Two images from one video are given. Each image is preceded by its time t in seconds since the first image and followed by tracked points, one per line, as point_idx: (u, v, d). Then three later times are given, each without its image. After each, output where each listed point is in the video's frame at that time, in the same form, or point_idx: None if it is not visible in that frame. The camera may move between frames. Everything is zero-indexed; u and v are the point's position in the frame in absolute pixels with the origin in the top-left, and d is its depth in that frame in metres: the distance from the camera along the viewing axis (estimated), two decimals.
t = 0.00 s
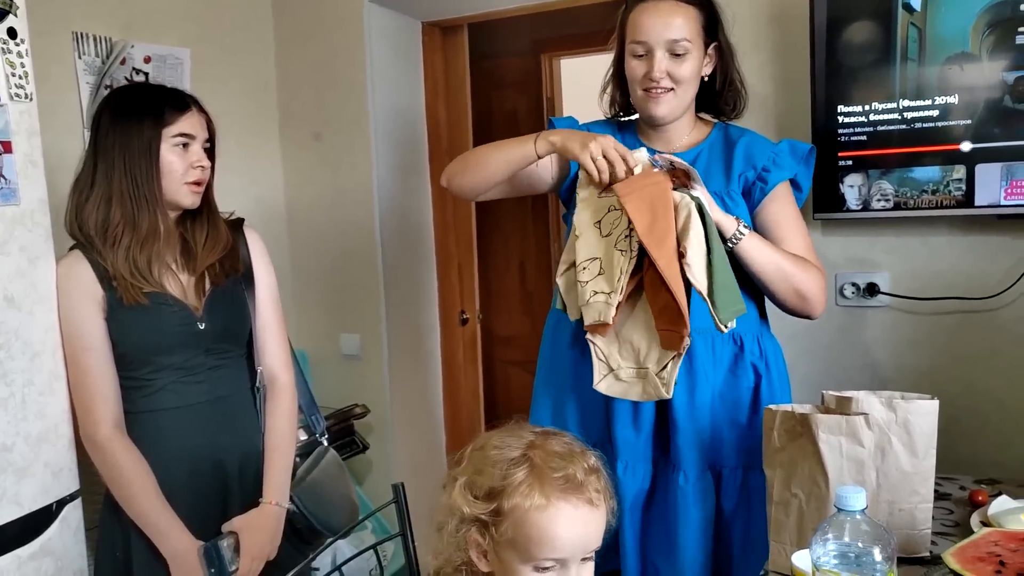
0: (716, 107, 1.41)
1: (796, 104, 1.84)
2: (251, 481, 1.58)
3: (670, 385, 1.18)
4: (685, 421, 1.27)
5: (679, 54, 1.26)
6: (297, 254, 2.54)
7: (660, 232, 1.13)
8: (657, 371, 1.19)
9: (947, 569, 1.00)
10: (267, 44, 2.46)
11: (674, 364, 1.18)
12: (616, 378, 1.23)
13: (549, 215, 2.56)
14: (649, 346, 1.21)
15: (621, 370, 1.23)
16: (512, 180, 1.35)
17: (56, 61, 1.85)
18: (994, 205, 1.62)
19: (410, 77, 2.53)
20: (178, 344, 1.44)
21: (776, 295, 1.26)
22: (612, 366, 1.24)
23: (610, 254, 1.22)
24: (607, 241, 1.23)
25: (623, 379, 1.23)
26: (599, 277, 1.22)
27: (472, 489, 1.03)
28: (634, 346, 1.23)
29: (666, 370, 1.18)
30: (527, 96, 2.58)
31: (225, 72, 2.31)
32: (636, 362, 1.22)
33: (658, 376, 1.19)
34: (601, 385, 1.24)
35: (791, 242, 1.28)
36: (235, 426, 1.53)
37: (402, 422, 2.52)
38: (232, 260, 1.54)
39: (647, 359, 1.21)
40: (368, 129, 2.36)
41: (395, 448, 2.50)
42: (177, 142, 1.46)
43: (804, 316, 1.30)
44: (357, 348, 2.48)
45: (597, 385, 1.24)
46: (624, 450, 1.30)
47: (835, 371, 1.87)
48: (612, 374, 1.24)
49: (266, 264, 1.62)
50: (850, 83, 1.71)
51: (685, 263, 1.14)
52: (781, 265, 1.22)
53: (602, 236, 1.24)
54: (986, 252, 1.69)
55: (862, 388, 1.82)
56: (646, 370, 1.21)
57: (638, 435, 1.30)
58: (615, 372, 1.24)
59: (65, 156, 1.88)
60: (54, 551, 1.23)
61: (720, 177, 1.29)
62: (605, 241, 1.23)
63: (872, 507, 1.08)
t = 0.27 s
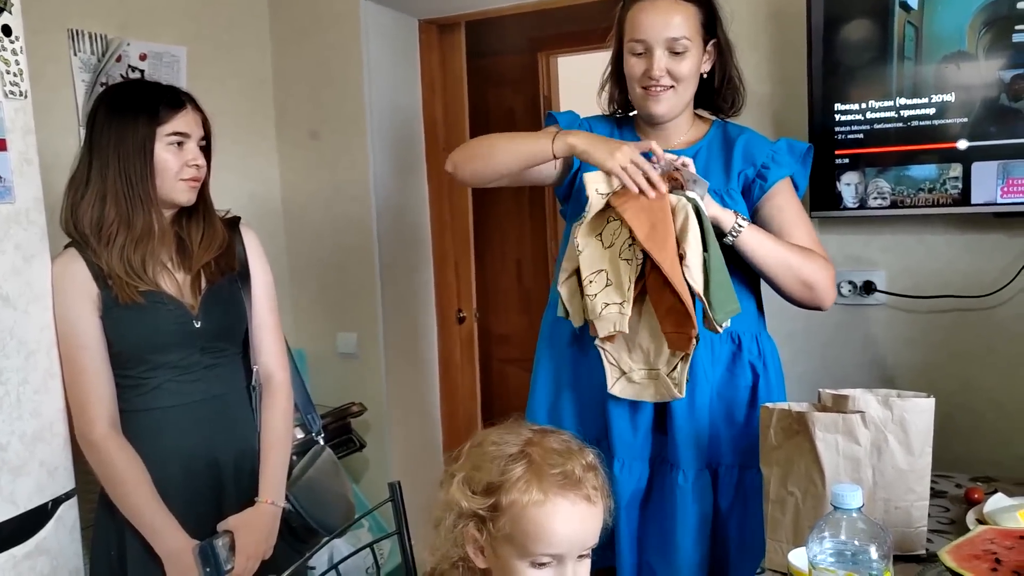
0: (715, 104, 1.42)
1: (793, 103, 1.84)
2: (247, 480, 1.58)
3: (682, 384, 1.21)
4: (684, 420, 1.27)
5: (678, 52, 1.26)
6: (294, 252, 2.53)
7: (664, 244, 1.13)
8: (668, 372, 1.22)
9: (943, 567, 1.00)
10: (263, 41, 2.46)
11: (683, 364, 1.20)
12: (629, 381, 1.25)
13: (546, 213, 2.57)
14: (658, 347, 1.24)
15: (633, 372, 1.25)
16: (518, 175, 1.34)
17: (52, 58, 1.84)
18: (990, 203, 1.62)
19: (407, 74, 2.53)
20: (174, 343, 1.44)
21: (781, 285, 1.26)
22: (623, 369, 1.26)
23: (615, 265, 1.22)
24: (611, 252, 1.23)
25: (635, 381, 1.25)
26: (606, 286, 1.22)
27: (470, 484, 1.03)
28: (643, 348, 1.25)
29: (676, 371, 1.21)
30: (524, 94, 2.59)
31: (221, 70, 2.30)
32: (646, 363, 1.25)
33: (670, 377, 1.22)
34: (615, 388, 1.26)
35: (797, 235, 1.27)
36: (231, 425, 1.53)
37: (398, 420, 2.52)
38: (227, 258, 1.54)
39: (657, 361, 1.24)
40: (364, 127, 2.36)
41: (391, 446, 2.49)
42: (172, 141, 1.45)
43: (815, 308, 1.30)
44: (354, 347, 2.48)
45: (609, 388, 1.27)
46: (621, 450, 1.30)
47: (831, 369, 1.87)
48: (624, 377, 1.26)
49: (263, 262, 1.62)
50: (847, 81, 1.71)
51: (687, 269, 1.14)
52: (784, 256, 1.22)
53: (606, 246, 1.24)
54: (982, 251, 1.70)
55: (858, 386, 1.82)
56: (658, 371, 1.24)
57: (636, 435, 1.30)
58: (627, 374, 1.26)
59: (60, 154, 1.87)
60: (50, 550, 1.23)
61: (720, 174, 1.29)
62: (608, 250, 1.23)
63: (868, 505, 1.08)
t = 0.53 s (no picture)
0: (715, 105, 1.42)
1: (790, 102, 1.84)
2: (245, 480, 1.57)
3: (678, 409, 1.22)
4: (683, 422, 1.27)
5: (680, 51, 1.26)
6: (291, 251, 2.53)
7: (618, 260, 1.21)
8: (664, 397, 1.23)
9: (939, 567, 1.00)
10: (260, 40, 2.45)
11: (680, 389, 1.21)
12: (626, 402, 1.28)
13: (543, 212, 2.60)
14: (656, 369, 1.25)
15: (631, 393, 1.27)
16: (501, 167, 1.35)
17: (47, 57, 1.84)
18: (987, 203, 1.62)
19: (404, 73, 2.53)
20: (171, 344, 1.43)
21: (781, 290, 1.26)
22: (621, 390, 1.28)
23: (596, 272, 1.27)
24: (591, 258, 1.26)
25: (631, 403, 1.27)
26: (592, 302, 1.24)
27: (468, 482, 1.03)
28: (643, 370, 1.27)
29: (673, 396, 1.22)
30: (522, 93, 2.61)
31: (218, 68, 2.29)
32: (643, 385, 1.26)
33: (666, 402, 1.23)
34: (612, 409, 1.28)
35: (796, 241, 1.29)
36: (228, 424, 1.53)
37: (395, 420, 2.51)
38: (224, 258, 1.54)
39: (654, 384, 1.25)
40: (361, 126, 2.36)
41: (389, 446, 2.49)
42: (167, 140, 1.45)
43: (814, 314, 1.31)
44: (351, 346, 2.47)
45: (608, 407, 1.28)
46: (619, 451, 1.30)
47: (828, 369, 1.87)
48: (622, 397, 1.28)
49: (259, 262, 1.61)
50: (844, 81, 1.71)
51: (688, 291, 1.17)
52: (784, 261, 1.23)
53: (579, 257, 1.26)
54: (979, 250, 1.70)
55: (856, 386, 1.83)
56: (654, 394, 1.25)
57: (633, 436, 1.30)
58: (625, 396, 1.28)
59: (57, 153, 1.87)
60: (45, 550, 1.22)
61: (720, 176, 1.29)
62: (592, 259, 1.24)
63: (865, 505, 1.08)
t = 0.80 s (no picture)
0: (716, 109, 1.42)
1: (787, 103, 1.84)
2: (242, 482, 1.57)
3: (682, 417, 1.22)
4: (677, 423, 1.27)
5: (678, 54, 1.25)
6: (287, 253, 2.53)
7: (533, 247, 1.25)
8: (669, 405, 1.23)
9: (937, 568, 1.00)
10: (257, 41, 2.45)
11: (685, 396, 1.21)
12: (626, 412, 1.27)
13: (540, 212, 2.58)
14: (658, 375, 1.25)
15: (631, 403, 1.26)
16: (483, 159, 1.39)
17: (43, 58, 1.83)
18: (983, 204, 1.63)
19: (401, 75, 2.53)
20: (168, 346, 1.43)
21: (772, 297, 1.27)
22: (621, 400, 1.27)
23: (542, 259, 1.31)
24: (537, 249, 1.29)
25: (631, 412, 1.26)
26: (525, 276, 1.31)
27: (454, 475, 1.05)
28: (643, 380, 1.26)
29: (676, 404, 1.22)
30: (518, 94, 2.58)
31: (214, 70, 2.29)
32: (645, 396, 1.26)
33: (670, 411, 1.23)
34: (610, 418, 1.27)
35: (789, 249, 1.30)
36: (226, 426, 1.52)
37: (392, 421, 2.51)
38: (221, 260, 1.53)
39: (656, 393, 1.25)
40: (358, 127, 2.35)
41: (385, 448, 2.49)
42: (161, 143, 1.44)
43: (799, 321, 1.32)
44: (348, 348, 2.47)
45: (605, 418, 1.27)
46: (613, 451, 1.31)
47: (825, 370, 1.87)
48: (621, 407, 1.27)
49: (256, 264, 1.61)
50: (841, 82, 1.71)
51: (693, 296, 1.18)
52: (779, 268, 1.24)
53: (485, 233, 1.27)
54: (976, 251, 1.70)
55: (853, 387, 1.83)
56: (656, 403, 1.25)
57: (628, 436, 1.30)
58: (625, 406, 1.27)
59: (52, 155, 1.86)
60: (41, 553, 1.22)
61: (718, 179, 1.30)
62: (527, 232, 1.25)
63: (863, 506, 1.08)
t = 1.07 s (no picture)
0: (713, 113, 1.41)
1: (785, 106, 1.84)
2: (242, 487, 1.57)
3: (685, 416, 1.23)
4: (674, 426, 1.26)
5: (677, 58, 1.26)
6: (286, 256, 2.52)
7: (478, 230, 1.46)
8: (669, 405, 1.24)
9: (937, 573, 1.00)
10: (255, 45, 2.45)
11: (686, 396, 1.22)
12: (627, 411, 1.27)
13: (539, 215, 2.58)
14: (659, 375, 1.25)
15: (632, 402, 1.27)
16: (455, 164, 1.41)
17: (42, 62, 1.83)
18: (982, 208, 1.63)
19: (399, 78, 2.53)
20: (167, 350, 1.43)
21: (767, 300, 1.28)
22: (621, 399, 1.28)
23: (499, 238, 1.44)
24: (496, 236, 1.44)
25: (631, 411, 1.27)
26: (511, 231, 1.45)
27: (450, 472, 1.07)
28: (644, 380, 1.26)
29: (679, 404, 1.23)
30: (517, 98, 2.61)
31: (213, 73, 2.29)
32: (646, 395, 1.26)
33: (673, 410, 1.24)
34: (611, 417, 1.28)
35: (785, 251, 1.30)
36: (225, 430, 1.52)
37: (391, 425, 2.50)
38: (219, 263, 1.53)
39: (658, 393, 1.25)
40: (357, 130, 2.35)
41: (384, 451, 2.48)
42: (156, 147, 1.44)
43: (795, 326, 1.33)
44: (346, 352, 2.47)
45: (606, 417, 1.28)
46: (609, 454, 1.31)
47: (824, 374, 1.87)
48: (621, 406, 1.28)
49: (254, 267, 1.61)
50: (839, 87, 1.71)
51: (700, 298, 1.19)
52: (775, 272, 1.24)
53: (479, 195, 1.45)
54: (974, 255, 1.70)
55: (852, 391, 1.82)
56: (658, 403, 1.25)
57: (624, 440, 1.31)
58: (625, 405, 1.27)
59: (50, 159, 1.86)
60: (39, 557, 1.21)
61: (715, 183, 1.30)
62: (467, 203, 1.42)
63: (862, 510, 1.08)
